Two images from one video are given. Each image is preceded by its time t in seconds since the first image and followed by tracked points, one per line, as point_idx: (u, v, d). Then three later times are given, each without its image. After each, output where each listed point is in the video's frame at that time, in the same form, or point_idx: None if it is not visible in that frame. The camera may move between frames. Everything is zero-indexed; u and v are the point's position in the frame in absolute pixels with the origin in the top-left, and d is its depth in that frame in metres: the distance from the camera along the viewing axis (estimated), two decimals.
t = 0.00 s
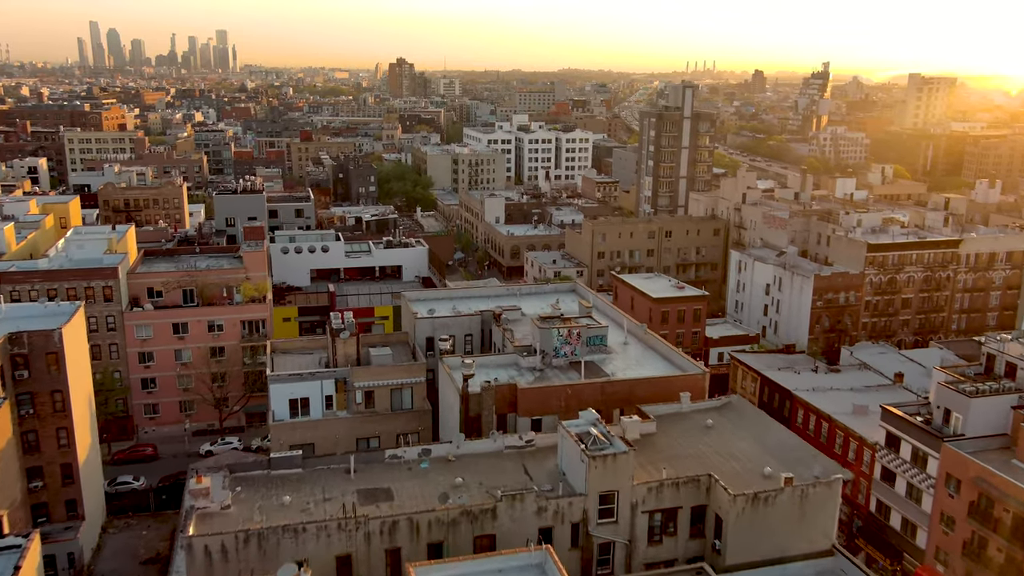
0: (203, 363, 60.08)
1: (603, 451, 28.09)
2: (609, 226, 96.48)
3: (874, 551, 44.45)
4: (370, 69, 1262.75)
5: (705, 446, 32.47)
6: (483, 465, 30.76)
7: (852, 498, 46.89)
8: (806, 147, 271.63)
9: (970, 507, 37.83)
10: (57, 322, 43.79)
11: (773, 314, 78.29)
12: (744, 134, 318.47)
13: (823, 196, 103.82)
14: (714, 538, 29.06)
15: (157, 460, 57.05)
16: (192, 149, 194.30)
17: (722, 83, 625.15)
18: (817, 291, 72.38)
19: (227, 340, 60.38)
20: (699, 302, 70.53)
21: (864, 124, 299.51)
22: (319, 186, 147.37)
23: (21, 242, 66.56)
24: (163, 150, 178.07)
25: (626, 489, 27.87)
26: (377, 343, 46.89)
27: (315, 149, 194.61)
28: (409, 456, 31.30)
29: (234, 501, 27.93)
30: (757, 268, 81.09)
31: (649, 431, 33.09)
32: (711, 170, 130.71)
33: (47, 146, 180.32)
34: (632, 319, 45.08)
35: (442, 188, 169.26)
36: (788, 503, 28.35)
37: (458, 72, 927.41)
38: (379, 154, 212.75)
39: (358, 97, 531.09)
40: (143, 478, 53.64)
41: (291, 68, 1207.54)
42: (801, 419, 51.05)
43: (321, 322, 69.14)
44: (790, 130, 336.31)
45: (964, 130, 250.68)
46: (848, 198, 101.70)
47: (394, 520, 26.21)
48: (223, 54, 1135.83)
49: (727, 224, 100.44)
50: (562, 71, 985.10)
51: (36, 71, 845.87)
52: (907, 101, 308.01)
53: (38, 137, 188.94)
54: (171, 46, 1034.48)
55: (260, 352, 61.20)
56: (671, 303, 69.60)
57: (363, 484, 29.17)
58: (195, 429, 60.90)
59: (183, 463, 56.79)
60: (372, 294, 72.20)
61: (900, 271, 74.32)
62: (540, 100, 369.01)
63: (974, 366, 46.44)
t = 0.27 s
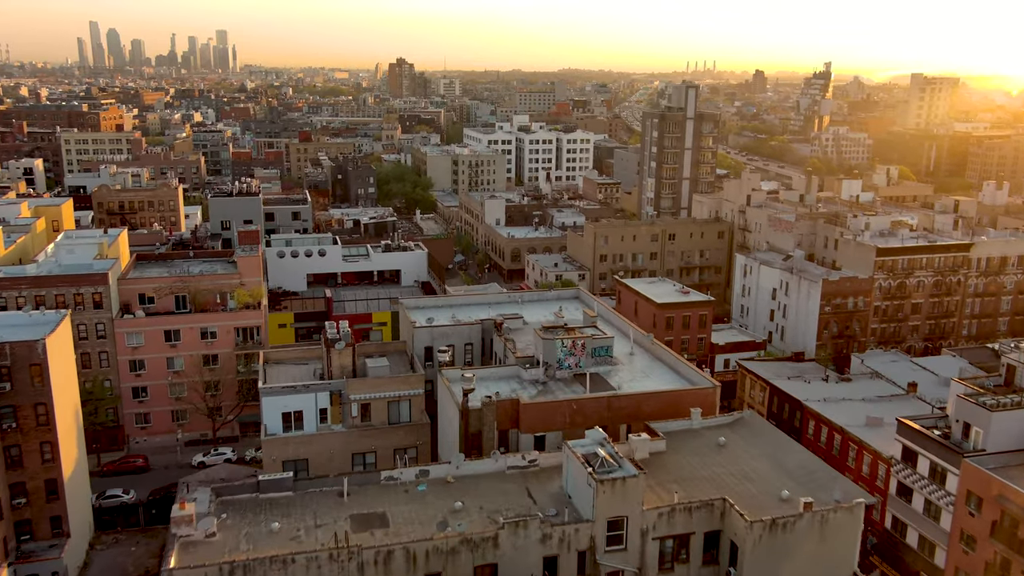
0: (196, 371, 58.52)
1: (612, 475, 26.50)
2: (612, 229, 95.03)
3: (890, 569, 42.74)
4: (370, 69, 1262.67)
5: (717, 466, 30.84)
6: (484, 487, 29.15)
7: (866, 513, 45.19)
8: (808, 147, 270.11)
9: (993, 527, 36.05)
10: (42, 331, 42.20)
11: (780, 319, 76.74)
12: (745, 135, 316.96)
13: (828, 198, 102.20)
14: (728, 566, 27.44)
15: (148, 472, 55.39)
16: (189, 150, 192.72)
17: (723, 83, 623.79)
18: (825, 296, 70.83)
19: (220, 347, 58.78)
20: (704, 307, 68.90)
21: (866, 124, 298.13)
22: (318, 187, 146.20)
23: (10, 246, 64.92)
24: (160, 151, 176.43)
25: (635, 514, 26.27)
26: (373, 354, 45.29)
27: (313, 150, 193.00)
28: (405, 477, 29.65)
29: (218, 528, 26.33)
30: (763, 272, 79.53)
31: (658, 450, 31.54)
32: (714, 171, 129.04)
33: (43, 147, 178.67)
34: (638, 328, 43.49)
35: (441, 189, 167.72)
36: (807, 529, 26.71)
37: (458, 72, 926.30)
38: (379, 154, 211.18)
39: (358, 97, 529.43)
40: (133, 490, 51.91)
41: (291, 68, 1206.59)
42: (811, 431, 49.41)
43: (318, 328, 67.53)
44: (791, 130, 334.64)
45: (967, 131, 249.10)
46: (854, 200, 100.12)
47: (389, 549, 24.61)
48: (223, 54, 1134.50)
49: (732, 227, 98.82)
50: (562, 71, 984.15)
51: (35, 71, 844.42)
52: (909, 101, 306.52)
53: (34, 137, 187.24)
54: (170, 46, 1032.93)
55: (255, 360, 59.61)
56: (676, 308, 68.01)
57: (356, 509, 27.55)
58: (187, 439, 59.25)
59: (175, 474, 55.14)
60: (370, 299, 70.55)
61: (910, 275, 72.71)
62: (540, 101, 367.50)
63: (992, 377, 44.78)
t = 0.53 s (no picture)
0: (188, 380, 56.90)
1: (620, 501, 24.86)
2: (614, 232, 93.51)
3: None
4: (370, 69, 1260.95)
5: (731, 490, 29.19)
6: (485, 513, 27.51)
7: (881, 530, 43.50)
8: (810, 148, 268.70)
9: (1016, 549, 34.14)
10: (26, 342, 40.57)
11: (787, 324, 75.19)
12: (747, 135, 315.57)
13: (834, 200, 100.68)
14: None
15: (138, 484, 53.80)
16: (187, 151, 191.34)
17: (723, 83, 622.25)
18: (833, 302, 69.28)
19: (213, 356, 57.17)
20: (710, 313, 67.32)
21: (868, 125, 296.69)
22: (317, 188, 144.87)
23: None
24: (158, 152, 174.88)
25: (647, 544, 24.62)
26: (370, 365, 43.66)
27: (312, 151, 191.63)
28: (402, 501, 28.04)
29: (202, 559, 24.67)
30: (769, 276, 77.94)
31: (668, 471, 29.88)
32: (718, 172, 127.55)
33: (39, 148, 177.10)
34: (645, 339, 41.89)
35: (441, 190, 166.27)
36: (829, 559, 25.01)
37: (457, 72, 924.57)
38: (378, 155, 209.73)
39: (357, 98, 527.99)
40: (122, 504, 50.30)
41: (290, 69, 1205.11)
42: (823, 444, 47.78)
43: (314, 334, 65.96)
44: (793, 130, 333.06)
45: (971, 131, 247.58)
46: (860, 203, 98.57)
47: None
48: (223, 54, 1133.19)
49: (736, 229, 97.19)
50: (562, 71, 982.76)
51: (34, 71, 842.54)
52: (912, 101, 305.05)
53: (30, 138, 185.75)
54: (170, 46, 1031.14)
55: (249, 368, 57.97)
56: (682, 314, 66.41)
57: (348, 537, 25.91)
58: (179, 450, 57.68)
59: (167, 486, 53.56)
60: (368, 305, 68.89)
61: (920, 280, 71.15)
62: (541, 101, 366.19)
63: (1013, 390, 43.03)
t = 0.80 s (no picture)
0: (180, 390, 55.28)
1: (631, 532, 23.18)
2: (617, 234, 91.93)
3: None
4: (369, 69, 1259.01)
5: (745, 514, 27.54)
6: (485, 541, 25.91)
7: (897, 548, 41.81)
8: (812, 148, 267.15)
9: None
10: (7, 353, 38.91)
11: (794, 329, 73.57)
12: (748, 135, 314.08)
13: (840, 203, 99.10)
14: None
15: (128, 497, 52.20)
16: (185, 152, 189.83)
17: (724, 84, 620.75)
18: (842, 307, 67.66)
19: (206, 364, 55.54)
20: (716, 320, 65.69)
21: (870, 125, 295.19)
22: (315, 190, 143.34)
23: None
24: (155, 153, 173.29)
25: None
26: (366, 377, 42.05)
27: (311, 151, 190.14)
28: (397, 527, 26.43)
29: None
30: (776, 280, 76.30)
31: (679, 493, 28.25)
32: (721, 173, 125.96)
33: (36, 149, 175.68)
34: (652, 350, 40.32)
35: (441, 192, 164.71)
36: None
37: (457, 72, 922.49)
38: (378, 156, 208.20)
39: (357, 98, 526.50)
40: (110, 519, 48.67)
41: (290, 69, 1203.66)
42: (836, 457, 46.14)
43: (310, 341, 64.25)
44: (795, 131, 331.36)
45: (974, 131, 246.08)
46: (867, 205, 96.96)
47: None
48: (222, 54, 1131.79)
49: (741, 232, 95.54)
50: (562, 72, 981.27)
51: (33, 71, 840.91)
52: (914, 101, 303.52)
53: (26, 138, 184.10)
54: (169, 46, 1029.64)
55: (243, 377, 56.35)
56: (687, 320, 64.77)
57: (340, 568, 24.28)
58: (170, 461, 56.08)
59: (159, 500, 51.94)
60: (365, 311, 67.19)
61: (931, 285, 69.53)
62: (541, 102, 364.79)
63: None
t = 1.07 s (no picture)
0: (171, 400, 53.66)
1: (642, 566, 21.49)
2: (620, 237, 90.34)
3: None
4: (369, 69, 1257.72)
5: (762, 543, 25.87)
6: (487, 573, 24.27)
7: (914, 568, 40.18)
8: (814, 148, 265.59)
9: None
10: None
11: (802, 335, 71.95)
12: (749, 136, 312.55)
13: (846, 205, 97.51)
14: None
15: (117, 511, 50.52)
16: (182, 152, 188.25)
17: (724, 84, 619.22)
18: (851, 313, 66.05)
19: (198, 374, 53.94)
20: (723, 326, 64.07)
21: (873, 125, 293.67)
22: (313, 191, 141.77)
23: None
24: (152, 153, 171.68)
25: None
26: (362, 390, 40.47)
27: (310, 152, 188.58)
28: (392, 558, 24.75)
29: None
30: (783, 285, 74.69)
31: (692, 519, 26.58)
32: (724, 175, 124.35)
33: (31, 149, 174.13)
34: (661, 363, 38.69)
35: (441, 193, 163.14)
36: None
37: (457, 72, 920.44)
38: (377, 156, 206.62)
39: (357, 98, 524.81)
40: (99, 534, 47.03)
41: (289, 69, 1202.23)
42: (850, 471, 44.54)
43: (307, 348, 62.63)
44: (796, 131, 329.71)
45: (977, 131, 244.35)
46: (873, 208, 95.37)
47: None
48: (222, 54, 1130.42)
49: (745, 235, 93.91)
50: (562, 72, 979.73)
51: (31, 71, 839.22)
52: (917, 101, 301.98)
53: (22, 139, 182.53)
54: (169, 46, 1028.16)
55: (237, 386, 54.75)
56: (693, 327, 63.16)
57: None
58: (162, 473, 54.47)
59: (149, 514, 50.28)
60: (363, 317, 65.47)
61: (942, 290, 67.93)
62: (542, 102, 363.30)
63: None
